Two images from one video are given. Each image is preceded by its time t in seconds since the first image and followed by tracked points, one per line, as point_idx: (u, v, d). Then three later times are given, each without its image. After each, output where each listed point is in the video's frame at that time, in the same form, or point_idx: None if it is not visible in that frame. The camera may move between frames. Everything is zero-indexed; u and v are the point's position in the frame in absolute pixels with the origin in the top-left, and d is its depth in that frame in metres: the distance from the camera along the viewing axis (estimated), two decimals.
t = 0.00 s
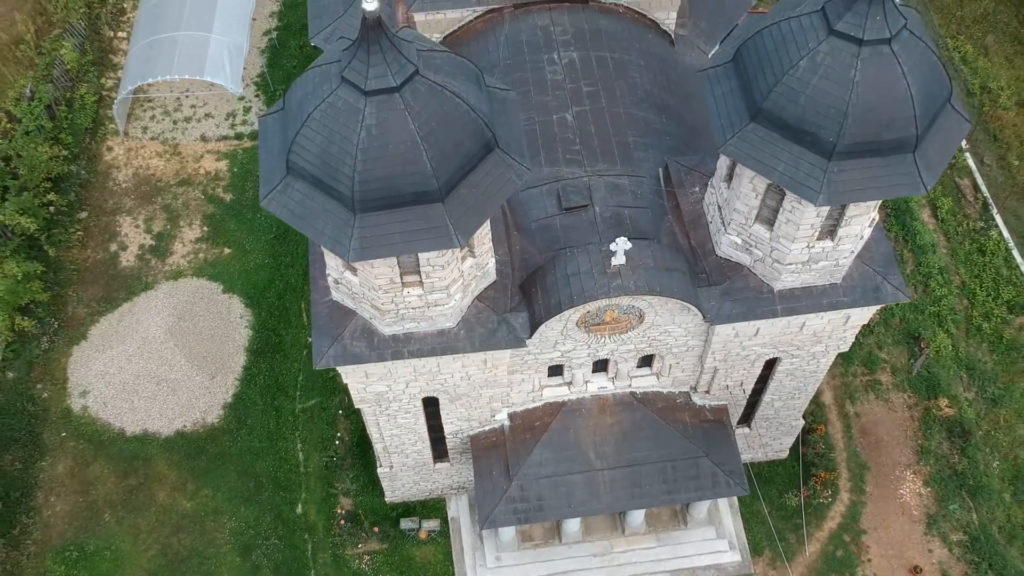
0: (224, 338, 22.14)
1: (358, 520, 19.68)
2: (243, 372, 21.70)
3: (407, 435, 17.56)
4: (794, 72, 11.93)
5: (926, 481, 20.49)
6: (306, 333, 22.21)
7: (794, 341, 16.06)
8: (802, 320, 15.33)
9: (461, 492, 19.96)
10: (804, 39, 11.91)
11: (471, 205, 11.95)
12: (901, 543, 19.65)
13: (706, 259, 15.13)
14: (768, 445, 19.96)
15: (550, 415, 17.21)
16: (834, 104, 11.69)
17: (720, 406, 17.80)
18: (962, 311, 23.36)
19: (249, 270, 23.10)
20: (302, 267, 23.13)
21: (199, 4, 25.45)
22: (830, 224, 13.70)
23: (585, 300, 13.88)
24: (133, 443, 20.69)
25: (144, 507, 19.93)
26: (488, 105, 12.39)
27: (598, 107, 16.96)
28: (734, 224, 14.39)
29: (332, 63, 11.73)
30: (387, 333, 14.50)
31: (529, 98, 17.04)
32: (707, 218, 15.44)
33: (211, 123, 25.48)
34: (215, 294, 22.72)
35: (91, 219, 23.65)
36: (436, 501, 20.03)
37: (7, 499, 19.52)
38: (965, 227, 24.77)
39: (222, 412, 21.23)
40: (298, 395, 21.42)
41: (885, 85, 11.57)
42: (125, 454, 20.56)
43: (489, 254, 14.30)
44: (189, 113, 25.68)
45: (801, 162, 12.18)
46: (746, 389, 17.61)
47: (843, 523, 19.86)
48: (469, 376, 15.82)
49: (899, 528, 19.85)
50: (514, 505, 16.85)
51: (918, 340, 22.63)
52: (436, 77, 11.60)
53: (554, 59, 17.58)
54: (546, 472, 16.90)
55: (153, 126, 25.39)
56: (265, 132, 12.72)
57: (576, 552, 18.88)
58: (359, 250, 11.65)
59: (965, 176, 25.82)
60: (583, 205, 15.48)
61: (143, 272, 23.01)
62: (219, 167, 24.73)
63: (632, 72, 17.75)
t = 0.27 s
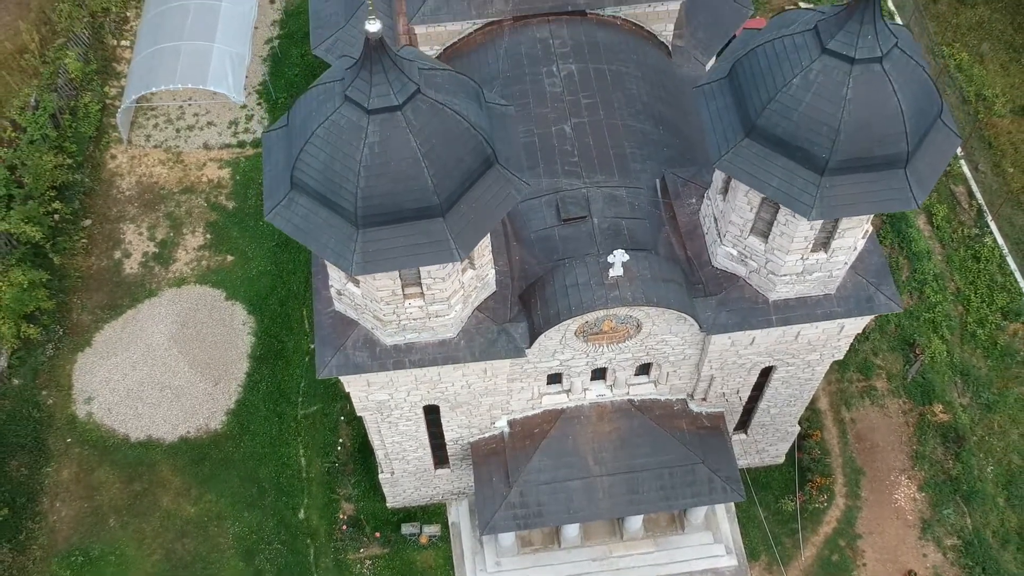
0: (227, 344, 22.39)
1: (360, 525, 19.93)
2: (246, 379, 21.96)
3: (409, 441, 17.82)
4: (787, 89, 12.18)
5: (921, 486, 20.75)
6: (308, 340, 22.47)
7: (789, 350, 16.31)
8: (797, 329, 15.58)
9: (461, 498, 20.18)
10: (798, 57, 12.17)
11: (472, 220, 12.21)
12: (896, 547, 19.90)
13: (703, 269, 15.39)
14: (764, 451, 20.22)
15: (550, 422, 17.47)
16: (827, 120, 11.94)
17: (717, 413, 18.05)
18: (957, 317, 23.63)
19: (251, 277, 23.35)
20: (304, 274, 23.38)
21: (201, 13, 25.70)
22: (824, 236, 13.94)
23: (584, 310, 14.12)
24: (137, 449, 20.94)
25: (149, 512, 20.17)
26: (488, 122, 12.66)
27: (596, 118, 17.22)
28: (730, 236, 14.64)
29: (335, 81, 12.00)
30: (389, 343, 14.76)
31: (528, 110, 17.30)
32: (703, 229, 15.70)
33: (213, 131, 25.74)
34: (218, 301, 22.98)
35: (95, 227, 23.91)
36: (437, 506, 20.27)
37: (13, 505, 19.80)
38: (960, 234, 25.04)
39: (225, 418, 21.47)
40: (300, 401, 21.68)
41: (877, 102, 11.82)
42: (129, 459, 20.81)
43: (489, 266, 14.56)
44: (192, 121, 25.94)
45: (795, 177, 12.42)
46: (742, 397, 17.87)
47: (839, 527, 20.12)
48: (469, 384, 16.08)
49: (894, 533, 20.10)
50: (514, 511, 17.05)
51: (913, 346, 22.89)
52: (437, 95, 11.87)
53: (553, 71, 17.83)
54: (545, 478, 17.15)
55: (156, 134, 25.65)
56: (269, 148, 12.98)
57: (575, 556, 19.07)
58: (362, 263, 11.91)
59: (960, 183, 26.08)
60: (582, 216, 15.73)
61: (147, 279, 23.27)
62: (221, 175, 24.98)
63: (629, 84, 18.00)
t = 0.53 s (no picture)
0: (230, 351, 22.65)
1: (362, 530, 20.19)
2: (249, 385, 22.21)
3: (410, 448, 18.08)
4: (781, 106, 12.44)
5: (915, 491, 21.01)
6: (310, 346, 22.73)
7: (784, 358, 16.57)
8: (792, 338, 15.84)
9: (462, 503, 20.42)
10: (791, 75, 12.43)
11: (472, 233, 12.47)
12: (890, 551, 20.16)
13: (699, 279, 15.65)
14: (761, 456, 20.47)
15: (549, 429, 17.73)
16: (820, 137, 12.19)
17: (714, 420, 18.31)
18: (952, 323, 23.90)
19: (254, 284, 23.60)
20: (306, 281, 23.64)
21: (203, 21, 25.89)
22: (818, 248, 14.19)
23: (582, 321, 14.38)
24: (141, 455, 21.19)
25: (153, 517, 20.41)
26: (488, 137, 12.93)
27: (595, 130, 17.47)
28: (726, 247, 14.90)
29: (338, 99, 12.27)
30: (391, 353, 15.01)
31: (528, 122, 17.55)
32: (700, 239, 15.96)
33: (216, 139, 25.99)
34: (221, 308, 23.23)
35: (99, 234, 24.17)
36: (438, 511, 20.52)
37: (19, 510, 20.07)
38: (955, 240, 25.31)
39: (228, 424, 21.73)
40: (303, 407, 21.93)
41: (868, 119, 12.08)
42: (134, 465, 21.06)
43: (489, 277, 14.81)
44: (195, 129, 26.20)
45: (789, 192, 12.66)
46: (738, 404, 18.13)
47: (834, 532, 20.38)
48: (470, 392, 16.34)
49: (889, 537, 20.36)
50: (514, 517, 17.33)
51: (909, 352, 23.16)
52: (438, 112, 12.14)
53: (552, 83, 18.08)
54: (545, 484, 17.41)
55: (159, 141, 25.91)
56: (274, 163, 13.24)
57: (575, 561, 19.31)
58: (365, 277, 12.16)
59: (955, 190, 26.34)
60: (580, 227, 15.98)
61: (151, 286, 23.52)
62: (224, 183, 25.23)
63: (627, 96, 18.26)
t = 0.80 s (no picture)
0: (233, 357, 22.90)
1: (364, 535, 20.42)
2: (252, 391, 22.46)
3: (411, 454, 18.34)
4: (775, 121, 12.69)
5: (911, 495, 21.25)
6: (312, 352, 22.99)
7: (780, 366, 16.82)
8: (787, 346, 16.09)
9: (462, 507, 20.65)
10: (785, 90, 12.69)
11: (473, 246, 12.73)
12: (886, 555, 20.41)
13: (696, 289, 15.92)
14: (757, 462, 20.73)
15: (548, 436, 17.98)
16: (813, 151, 12.44)
17: (711, 426, 18.56)
18: (947, 328, 24.16)
19: (256, 291, 23.85)
20: (308, 288, 23.90)
21: (206, 30, 26.13)
22: (812, 259, 14.44)
23: (581, 331, 14.62)
24: (146, 460, 21.44)
25: (157, 522, 20.65)
26: (488, 152, 13.19)
27: (593, 141, 17.73)
28: (722, 258, 15.17)
29: (342, 115, 12.54)
30: (392, 362, 15.28)
31: (527, 133, 17.80)
32: (696, 249, 16.23)
33: (218, 146, 26.25)
34: (224, 314, 23.49)
35: (103, 241, 24.43)
36: (438, 516, 20.76)
37: (25, 515, 20.32)
38: (950, 247, 25.58)
39: (231, 429, 21.98)
40: (305, 412, 22.19)
41: (861, 134, 12.33)
42: (138, 470, 21.31)
43: (490, 287, 15.07)
44: (197, 137, 26.47)
45: (783, 205, 12.91)
46: (735, 410, 18.39)
47: (830, 536, 20.63)
48: (470, 400, 16.60)
49: (885, 541, 20.61)
50: (514, 522, 17.56)
51: (904, 358, 23.42)
52: (439, 128, 12.41)
53: (551, 94, 18.34)
54: (544, 490, 17.65)
55: (162, 149, 26.17)
56: (278, 177, 13.50)
57: (574, 565, 19.51)
58: (367, 289, 12.41)
59: (951, 197, 26.61)
60: (579, 237, 16.23)
61: (154, 293, 23.78)
62: (227, 190, 25.49)
63: (625, 107, 18.53)
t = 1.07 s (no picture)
0: (235, 363, 23.15)
1: (365, 539, 20.65)
2: (254, 397, 22.71)
3: (412, 460, 18.59)
4: (769, 136, 12.95)
5: (906, 500, 21.50)
6: (314, 358, 23.24)
7: (776, 373, 17.08)
8: (782, 354, 16.34)
9: (462, 512, 20.89)
10: (779, 106, 12.95)
11: (473, 258, 12.98)
12: (881, 559, 20.66)
13: (692, 298, 16.17)
14: (754, 467, 20.99)
15: (548, 442, 18.23)
16: (807, 166, 12.70)
17: (708, 432, 18.82)
18: (942, 333, 24.43)
19: (258, 297, 24.10)
20: (310, 294, 24.16)
21: (208, 38, 26.38)
22: (806, 269, 14.69)
23: (579, 340, 14.86)
24: (150, 465, 21.68)
25: (162, 526, 20.89)
26: (488, 166, 13.45)
27: (591, 151, 17.98)
28: (718, 268, 15.43)
29: (345, 131, 12.81)
30: (394, 370, 15.54)
31: (526, 143, 18.06)
32: (693, 259, 16.48)
33: (221, 154, 26.51)
34: (227, 320, 23.75)
35: (107, 248, 24.68)
36: (439, 521, 21.01)
37: (30, 520, 20.55)
38: (946, 252, 25.85)
39: (234, 435, 22.22)
40: (307, 418, 22.43)
41: (853, 149, 12.58)
42: (142, 475, 21.55)
43: (490, 296, 15.32)
44: (200, 144, 26.73)
45: (777, 218, 13.15)
46: (732, 417, 18.65)
47: (826, 540, 20.88)
48: (470, 407, 16.86)
49: (880, 545, 20.86)
50: (513, 527, 17.80)
51: (899, 363, 23.68)
52: (440, 143, 12.67)
53: (550, 105, 18.59)
54: (543, 495, 17.91)
55: (165, 156, 26.43)
56: (282, 191, 13.75)
57: (573, 569, 19.73)
58: (370, 301, 12.66)
59: (946, 203, 26.88)
60: (578, 246, 16.48)
61: (158, 299, 24.03)
62: (229, 197, 25.74)
63: (623, 117, 18.78)
